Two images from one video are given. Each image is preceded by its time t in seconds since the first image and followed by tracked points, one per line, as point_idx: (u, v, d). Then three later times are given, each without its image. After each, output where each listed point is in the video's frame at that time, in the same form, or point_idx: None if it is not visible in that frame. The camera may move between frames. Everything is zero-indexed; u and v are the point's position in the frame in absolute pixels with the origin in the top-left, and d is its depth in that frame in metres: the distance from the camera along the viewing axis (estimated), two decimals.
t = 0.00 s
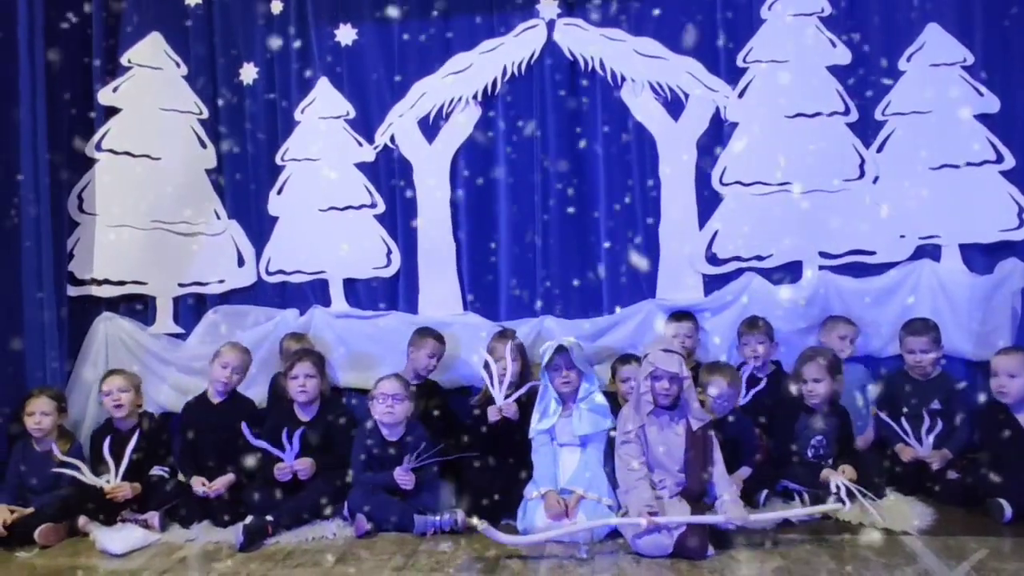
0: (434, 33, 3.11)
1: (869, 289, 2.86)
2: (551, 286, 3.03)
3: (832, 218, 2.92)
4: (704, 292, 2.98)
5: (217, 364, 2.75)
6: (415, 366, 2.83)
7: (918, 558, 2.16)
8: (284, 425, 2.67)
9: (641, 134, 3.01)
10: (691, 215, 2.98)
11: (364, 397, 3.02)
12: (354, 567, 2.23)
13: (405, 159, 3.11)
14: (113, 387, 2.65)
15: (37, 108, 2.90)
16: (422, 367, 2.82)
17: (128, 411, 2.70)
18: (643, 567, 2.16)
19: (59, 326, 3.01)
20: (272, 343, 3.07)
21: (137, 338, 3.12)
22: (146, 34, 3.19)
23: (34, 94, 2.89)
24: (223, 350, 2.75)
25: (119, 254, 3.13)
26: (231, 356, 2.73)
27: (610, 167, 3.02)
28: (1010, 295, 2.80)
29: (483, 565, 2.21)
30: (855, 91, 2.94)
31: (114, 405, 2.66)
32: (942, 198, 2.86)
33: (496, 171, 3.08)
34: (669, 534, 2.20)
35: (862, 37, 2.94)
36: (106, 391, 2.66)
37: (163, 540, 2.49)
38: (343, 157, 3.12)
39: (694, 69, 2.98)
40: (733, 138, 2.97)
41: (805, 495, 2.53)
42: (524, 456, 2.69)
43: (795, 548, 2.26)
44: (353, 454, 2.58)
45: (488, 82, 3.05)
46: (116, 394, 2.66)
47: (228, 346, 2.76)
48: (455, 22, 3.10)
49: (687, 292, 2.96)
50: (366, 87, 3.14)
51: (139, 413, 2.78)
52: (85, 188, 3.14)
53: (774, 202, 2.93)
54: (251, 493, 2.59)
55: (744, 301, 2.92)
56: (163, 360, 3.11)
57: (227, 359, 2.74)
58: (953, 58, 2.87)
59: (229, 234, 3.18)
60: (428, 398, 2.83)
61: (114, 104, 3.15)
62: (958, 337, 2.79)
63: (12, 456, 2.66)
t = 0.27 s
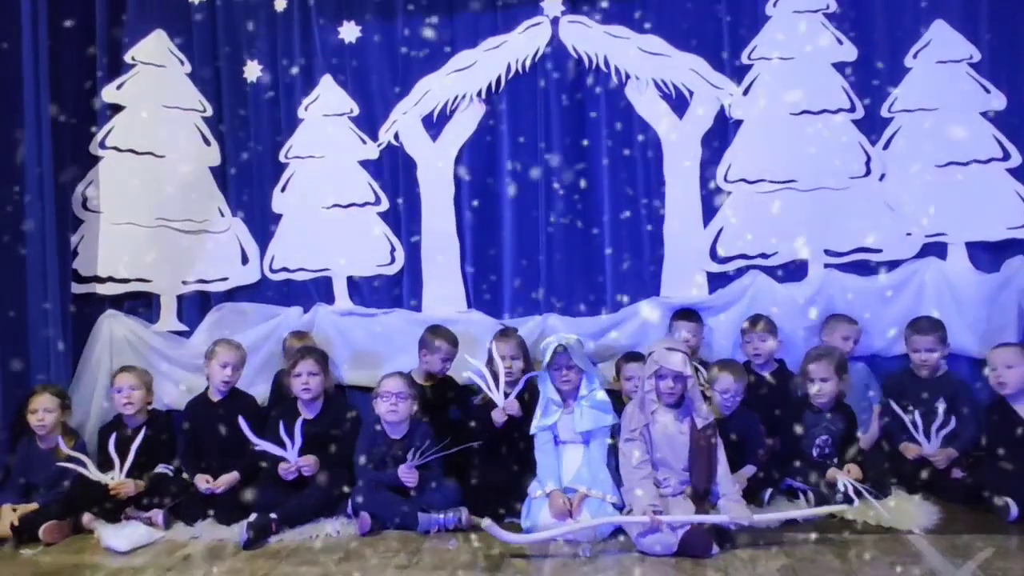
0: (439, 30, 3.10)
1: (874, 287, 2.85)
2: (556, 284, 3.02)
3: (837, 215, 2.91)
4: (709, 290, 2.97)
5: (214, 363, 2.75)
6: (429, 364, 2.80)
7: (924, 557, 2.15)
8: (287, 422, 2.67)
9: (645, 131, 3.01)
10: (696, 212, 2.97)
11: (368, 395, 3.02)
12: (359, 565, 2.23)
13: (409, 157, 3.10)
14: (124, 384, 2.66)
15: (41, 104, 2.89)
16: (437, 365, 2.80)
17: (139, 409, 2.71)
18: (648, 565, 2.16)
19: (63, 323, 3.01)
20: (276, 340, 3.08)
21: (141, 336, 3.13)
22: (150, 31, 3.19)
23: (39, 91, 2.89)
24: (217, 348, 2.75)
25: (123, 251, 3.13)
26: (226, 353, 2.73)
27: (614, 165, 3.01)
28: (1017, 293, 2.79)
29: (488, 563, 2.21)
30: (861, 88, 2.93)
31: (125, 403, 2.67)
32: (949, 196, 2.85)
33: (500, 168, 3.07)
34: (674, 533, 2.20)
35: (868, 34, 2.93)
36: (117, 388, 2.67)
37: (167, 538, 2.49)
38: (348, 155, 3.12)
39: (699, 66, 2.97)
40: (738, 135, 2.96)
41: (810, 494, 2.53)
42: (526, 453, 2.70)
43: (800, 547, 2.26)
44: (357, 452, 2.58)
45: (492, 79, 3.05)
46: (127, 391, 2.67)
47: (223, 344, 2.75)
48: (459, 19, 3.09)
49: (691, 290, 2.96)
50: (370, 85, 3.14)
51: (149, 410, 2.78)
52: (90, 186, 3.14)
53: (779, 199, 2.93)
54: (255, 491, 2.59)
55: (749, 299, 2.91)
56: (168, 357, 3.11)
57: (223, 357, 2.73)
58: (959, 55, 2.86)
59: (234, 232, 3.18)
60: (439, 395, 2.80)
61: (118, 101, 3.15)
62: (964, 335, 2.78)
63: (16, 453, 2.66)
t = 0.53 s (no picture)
0: (443, 25, 3.09)
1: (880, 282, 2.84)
2: (560, 279, 3.02)
3: (843, 211, 2.89)
4: (715, 285, 2.96)
5: (204, 363, 2.75)
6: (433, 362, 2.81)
7: (930, 553, 2.15)
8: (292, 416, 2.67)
9: (650, 126, 3.00)
10: (701, 208, 2.96)
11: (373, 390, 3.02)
12: (363, 560, 2.23)
13: (413, 152, 3.10)
14: (138, 378, 2.67)
15: (46, 99, 2.89)
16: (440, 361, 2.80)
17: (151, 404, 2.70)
18: (652, 561, 2.15)
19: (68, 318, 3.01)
20: (280, 335, 3.08)
21: (146, 331, 3.13)
22: (154, 26, 3.18)
23: (44, 84, 2.88)
24: (205, 345, 2.76)
25: (127, 246, 3.13)
26: (215, 351, 2.74)
27: (619, 160, 3.00)
28: None
29: (492, 558, 2.21)
30: (867, 83, 2.91)
31: (138, 397, 2.67)
32: (956, 192, 2.83)
33: (505, 163, 3.06)
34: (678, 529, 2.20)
35: (874, 28, 2.91)
36: (131, 382, 2.67)
37: (171, 532, 2.49)
38: (352, 150, 3.11)
39: (704, 61, 2.96)
40: (743, 130, 2.95)
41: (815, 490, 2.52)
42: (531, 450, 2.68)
43: (805, 543, 2.26)
44: (362, 447, 2.58)
45: (497, 74, 3.04)
46: (142, 384, 2.67)
47: (210, 342, 2.76)
48: (464, 14, 3.08)
49: (696, 285, 2.95)
50: (374, 79, 3.13)
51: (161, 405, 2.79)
52: (94, 181, 3.13)
53: (785, 194, 2.91)
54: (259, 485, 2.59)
55: (754, 294, 2.90)
56: (172, 352, 3.12)
57: (211, 355, 2.74)
58: (967, 50, 2.84)
59: (238, 227, 3.18)
60: (441, 392, 2.79)
61: (123, 96, 3.14)
62: (972, 331, 2.77)
63: (21, 448, 2.67)
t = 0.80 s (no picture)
0: (447, 19, 3.08)
1: (885, 278, 2.83)
2: (565, 274, 3.02)
3: (848, 206, 2.88)
4: (719, 281, 2.96)
5: (202, 358, 2.75)
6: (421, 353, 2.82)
7: (934, 550, 2.14)
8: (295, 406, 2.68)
9: (654, 121, 2.99)
10: (705, 203, 2.95)
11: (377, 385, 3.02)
12: (366, 555, 2.23)
13: (417, 146, 3.09)
14: (143, 372, 2.67)
15: (49, 93, 2.88)
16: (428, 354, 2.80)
17: (153, 398, 2.72)
18: (655, 556, 2.15)
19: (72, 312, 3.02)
20: (284, 330, 3.07)
21: (150, 326, 3.13)
22: (157, 20, 3.18)
23: (46, 78, 2.87)
24: (201, 340, 2.74)
25: (132, 241, 3.14)
26: (211, 344, 2.73)
27: (623, 154, 2.99)
28: None
29: (495, 554, 2.21)
30: (873, 77, 2.90)
31: (141, 390, 2.68)
32: (962, 186, 2.82)
33: (509, 158, 3.05)
34: (682, 524, 2.19)
35: (881, 22, 2.90)
36: (135, 375, 2.68)
37: (175, 526, 2.50)
38: (356, 144, 3.11)
39: (709, 55, 2.95)
40: (748, 125, 2.94)
41: (818, 485, 2.51)
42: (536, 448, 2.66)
43: (809, 538, 2.25)
44: (365, 442, 2.58)
45: (501, 68, 3.03)
46: (144, 378, 2.68)
47: (205, 335, 2.75)
48: (467, 7, 3.07)
49: (701, 280, 2.95)
50: (378, 73, 3.12)
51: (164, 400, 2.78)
52: (98, 175, 3.13)
53: (790, 189, 2.90)
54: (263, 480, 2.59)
55: (759, 288, 2.89)
56: (176, 347, 3.11)
57: (207, 349, 2.73)
58: (974, 43, 2.83)
59: (242, 222, 3.18)
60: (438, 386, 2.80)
61: (126, 90, 3.14)
62: (978, 326, 2.75)
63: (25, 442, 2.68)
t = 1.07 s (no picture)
0: (450, 14, 3.07)
1: (888, 275, 2.82)
2: (567, 270, 3.01)
3: (851, 202, 2.87)
4: (721, 278, 2.95)
5: (212, 352, 2.75)
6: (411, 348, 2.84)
7: (937, 547, 2.14)
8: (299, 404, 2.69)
9: (657, 117, 2.98)
10: (708, 199, 2.94)
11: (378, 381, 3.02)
12: (368, 551, 2.23)
13: (419, 142, 3.09)
14: (135, 368, 2.68)
15: (51, 88, 2.87)
16: (417, 348, 2.82)
17: (148, 394, 2.73)
18: (657, 553, 2.15)
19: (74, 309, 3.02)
20: (285, 327, 3.08)
21: (152, 321, 3.13)
22: (159, 15, 3.17)
23: (48, 73, 2.86)
24: (212, 335, 2.76)
25: (134, 237, 3.13)
26: (222, 339, 2.74)
27: (625, 151, 2.98)
28: None
29: (497, 550, 2.21)
30: (877, 73, 2.89)
31: (135, 386, 2.69)
32: (967, 183, 2.81)
33: (511, 154, 3.05)
34: (683, 522, 2.18)
35: (884, 18, 2.89)
36: (127, 372, 2.68)
37: (177, 522, 2.50)
38: (358, 140, 3.10)
39: (711, 51, 2.94)
40: (751, 121, 2.93)
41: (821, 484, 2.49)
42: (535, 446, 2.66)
43: (811, 535, 2.25)
44: (367, 438, 2.58)
45: (504, 64, 3.02)
46: (137, 374, 2.69)
47: (218, 330, 2.76)
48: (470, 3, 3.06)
49: (702, 277, 2.94)
50: (380, 69, 3.12)
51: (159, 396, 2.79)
52: (99, 172, 3.12)
53: (793, 186, 2.90)
54: (265, 476, 2.59)
55: (761, 285, 2.89)
56: (178, 343, 3.12)
57: (219, 343, 2.74)
58: (979, 40, 2.82)
59: (243, 218, 3.17)
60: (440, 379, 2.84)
61: (127, 86, 3.14)
62: (981, 323, 2.75)
63: (27, 439, 2.68)
